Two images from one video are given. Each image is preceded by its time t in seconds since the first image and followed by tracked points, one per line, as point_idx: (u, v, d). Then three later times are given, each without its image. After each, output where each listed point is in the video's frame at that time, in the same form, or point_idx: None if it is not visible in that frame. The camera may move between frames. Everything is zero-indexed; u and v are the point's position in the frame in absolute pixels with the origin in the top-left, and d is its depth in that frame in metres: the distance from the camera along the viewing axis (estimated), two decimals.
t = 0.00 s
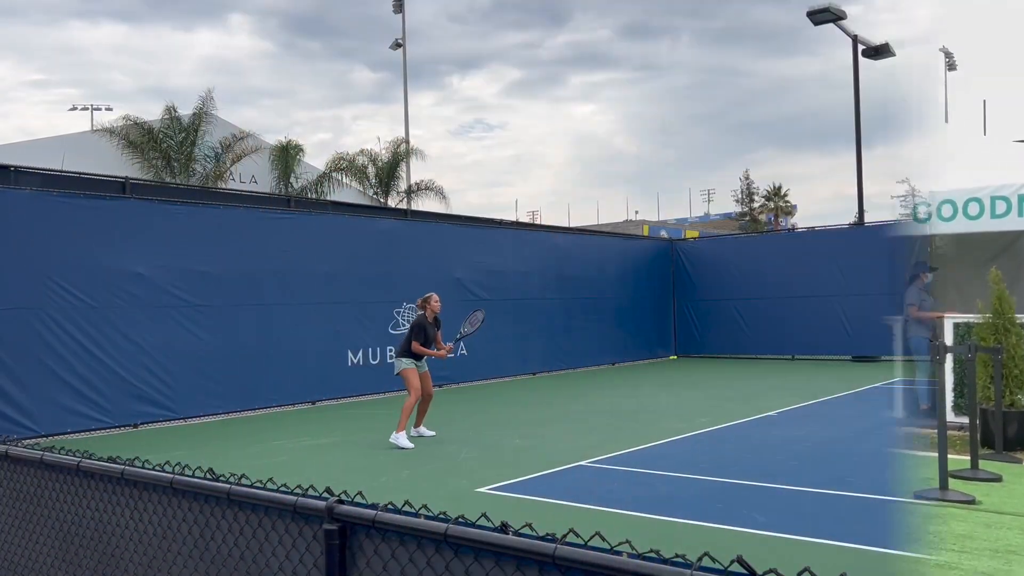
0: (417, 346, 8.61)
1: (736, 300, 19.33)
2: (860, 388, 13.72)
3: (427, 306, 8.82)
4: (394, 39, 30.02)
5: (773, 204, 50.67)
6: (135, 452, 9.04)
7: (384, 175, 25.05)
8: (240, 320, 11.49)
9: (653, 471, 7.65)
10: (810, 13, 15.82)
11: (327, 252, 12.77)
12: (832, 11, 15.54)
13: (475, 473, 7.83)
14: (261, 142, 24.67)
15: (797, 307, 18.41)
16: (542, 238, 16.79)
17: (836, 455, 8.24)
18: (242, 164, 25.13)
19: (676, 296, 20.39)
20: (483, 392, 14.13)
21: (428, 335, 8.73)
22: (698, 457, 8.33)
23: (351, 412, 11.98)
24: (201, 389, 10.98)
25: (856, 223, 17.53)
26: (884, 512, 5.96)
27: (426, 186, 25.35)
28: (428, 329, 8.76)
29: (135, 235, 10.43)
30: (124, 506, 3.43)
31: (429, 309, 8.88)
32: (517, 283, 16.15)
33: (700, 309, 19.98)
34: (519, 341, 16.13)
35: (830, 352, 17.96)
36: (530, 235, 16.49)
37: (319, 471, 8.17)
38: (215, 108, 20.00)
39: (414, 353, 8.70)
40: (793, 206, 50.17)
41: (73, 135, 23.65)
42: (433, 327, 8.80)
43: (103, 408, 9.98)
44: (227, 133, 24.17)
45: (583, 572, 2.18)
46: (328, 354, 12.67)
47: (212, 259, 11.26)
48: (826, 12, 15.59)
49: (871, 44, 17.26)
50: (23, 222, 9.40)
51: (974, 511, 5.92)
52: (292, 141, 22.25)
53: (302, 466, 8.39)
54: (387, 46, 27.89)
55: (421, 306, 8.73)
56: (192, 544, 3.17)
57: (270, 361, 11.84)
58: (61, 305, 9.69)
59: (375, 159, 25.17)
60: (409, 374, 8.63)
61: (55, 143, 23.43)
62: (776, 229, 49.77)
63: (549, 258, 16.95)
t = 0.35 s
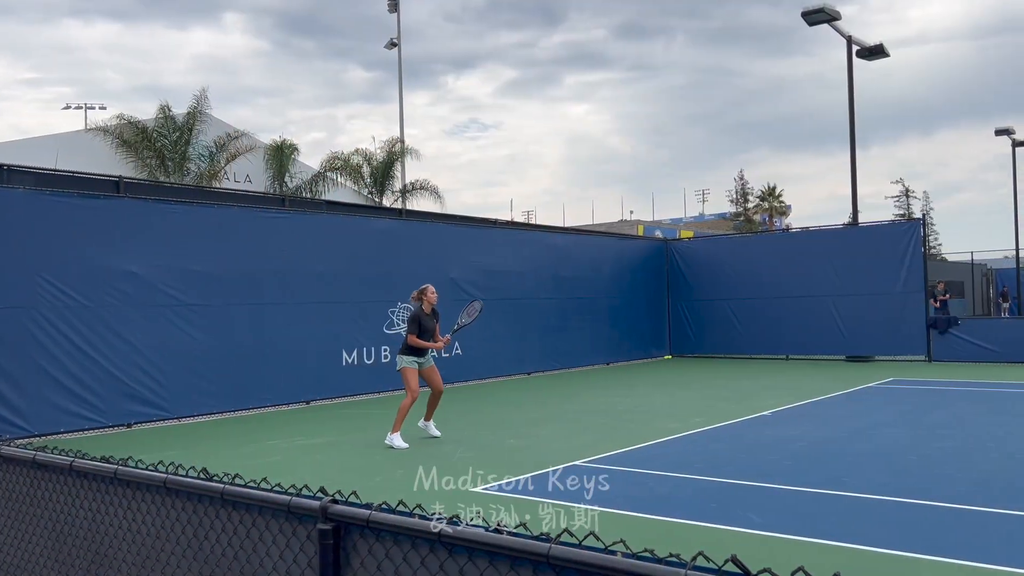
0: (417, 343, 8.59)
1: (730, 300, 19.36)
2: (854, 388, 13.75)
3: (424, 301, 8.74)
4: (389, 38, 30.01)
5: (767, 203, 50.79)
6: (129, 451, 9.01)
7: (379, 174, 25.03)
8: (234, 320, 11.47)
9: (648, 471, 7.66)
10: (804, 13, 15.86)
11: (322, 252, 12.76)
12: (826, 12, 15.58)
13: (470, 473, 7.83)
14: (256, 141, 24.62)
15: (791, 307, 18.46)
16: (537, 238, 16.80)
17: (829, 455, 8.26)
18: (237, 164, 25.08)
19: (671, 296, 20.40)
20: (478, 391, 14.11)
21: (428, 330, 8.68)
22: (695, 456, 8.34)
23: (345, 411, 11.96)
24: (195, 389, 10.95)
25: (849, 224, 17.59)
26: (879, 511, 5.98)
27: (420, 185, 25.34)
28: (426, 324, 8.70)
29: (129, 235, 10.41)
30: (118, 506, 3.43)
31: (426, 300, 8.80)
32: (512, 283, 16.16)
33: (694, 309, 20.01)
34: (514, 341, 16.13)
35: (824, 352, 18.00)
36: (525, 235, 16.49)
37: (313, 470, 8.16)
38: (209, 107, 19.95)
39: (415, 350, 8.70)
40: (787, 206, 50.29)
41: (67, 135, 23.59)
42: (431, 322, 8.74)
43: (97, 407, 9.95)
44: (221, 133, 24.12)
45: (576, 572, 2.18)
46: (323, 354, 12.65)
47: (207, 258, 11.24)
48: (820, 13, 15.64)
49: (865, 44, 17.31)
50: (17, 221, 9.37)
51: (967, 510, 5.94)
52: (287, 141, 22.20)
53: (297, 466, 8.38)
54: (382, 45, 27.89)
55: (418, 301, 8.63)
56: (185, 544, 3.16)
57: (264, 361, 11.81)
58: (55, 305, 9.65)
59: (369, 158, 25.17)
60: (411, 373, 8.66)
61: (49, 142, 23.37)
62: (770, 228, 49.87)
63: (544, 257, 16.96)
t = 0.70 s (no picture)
0: (420, 331, 8.56)
1: (717, 300, 19.45)
2: (840, 388, 13.83)
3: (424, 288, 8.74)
4: (376, 37, 29.97)
5: (755, 204, 51.08)
6: (114, 452, 8.95)
7: (366, 174, 24.98)
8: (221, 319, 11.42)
9: (637, 470, 7.67)
10: (791, 15, 15.96)
11: (309, 252, 12.72)
12: (813, 13, 15.68)
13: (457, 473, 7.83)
14: (242, 140, 24.51)
15: (777, 307, 18.55)
16: (524, 238, 16.82)
17: (815, 454, 8.31)
18: (223, 162, 24.96)
19: (658, 296, 20.48)
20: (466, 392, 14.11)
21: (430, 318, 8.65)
22: (683, 456, 8.37)
23: (333, 411, 11.93)
24: (181, 388, 10.90)
25: (835, 224, 17.69)
26: (864, 510, 6.02)
27: (408, 185, 25.31)
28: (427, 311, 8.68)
29: (114, 234, 10.34)
30: (102, 507, 3.40)
31: (426, 289, 8.80)
32: (500, 282, 16.16)
33: (682, 309, 20.08)
34: (502, 341, 16.13)
35: (810, 352, 18.11)
36: (512, 235, 16.51)
37: (300, 470, 8.13)
38: (195, 105, 19.86)
39: (420, 339, 8.66)
40: (773, 206, 50.55)
41: (50, 133, 23.42)
42: (433, 309, 8.71)
43: (81, 407, 9.87)
44: (208, 131, 23.99)
45: (564, 572, 2.18)
46: (310, 354, 12.60)
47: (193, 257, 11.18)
48: (807, 15, 15.74)
49: (851, 46, 17.44)
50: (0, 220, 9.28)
51: (953, 509, 5.99)
52: (274, 139, 22.12)
53: (284, 466, 8.35)
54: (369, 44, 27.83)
55: (417, 288, 8.64)
56: (171, 545, 3.14)
57: (251, 361, 11.75)
58: (39, 304, 9.58)
59: (357, 158, 25.13)
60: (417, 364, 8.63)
61: (32, 141, 23.19)
62: (757, 228, 50.13)
63: (532, 257, 16.98)
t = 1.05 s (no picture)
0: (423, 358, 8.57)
1: (695, 300, 19.56)
2: (816, 388, 13.96)
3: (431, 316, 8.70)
4: (355, 36, 29.85)
5: (733, 205, 51.43)
6: (89, 453, 8.85)
7: (345, 173, 24.88)
8: (198, 319, 11.32)
9: (615, 470, 7.70)
10: (769, 17, 16.09)
11: (287, 251, 12.64)
12: (790, 16, 15.83)
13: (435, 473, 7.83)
14: (220, 138, 24.28)
15: (754, 308, 18.69)
16: (504, 237, 16.82)
17: (793, 454, 8.38)
18: (200, 160, 24.73)
19: (637, 296, 20.57)
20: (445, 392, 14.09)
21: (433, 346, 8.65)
22: (661, 455, 8.42)
23: (312, 412, 11.87)
24: (157, 389, 10.79)
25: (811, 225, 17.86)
26: (842, 509, 6.07)
27: (387, 184, 25.22)
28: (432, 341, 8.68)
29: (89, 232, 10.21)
30: (76, 508, 3.36)
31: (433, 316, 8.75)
32: (479, 282, 16.16)
33: (660, 309, 20.18)
34: (481, 341, 16.12)
35: (787, 352, 18.27)
36: (491, 235, 16.51)
37: (278, 471, 8.08)
38: (172, 103, 19.67)
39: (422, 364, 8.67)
40: (751, 207, 50.97)
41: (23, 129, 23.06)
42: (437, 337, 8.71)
43: (55, 408, 9.74)
44: (184, 129, 23.74)
45: (543, 572, 2.19)
46: (288, 354, 12.52)
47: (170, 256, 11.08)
48: (785, 17, 15.88)
49: (827, 48, 17.62)
50: None
51: (929, 508, 6.05)
52: (252, 138, 21.94)
53: (262, 466, 8.30)
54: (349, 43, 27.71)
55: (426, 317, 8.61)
56: (147, 547, 3.12)
57: (228, 361, 11.66)
58: (12, 303, 9.43)
59: (335, 156, 25.03)
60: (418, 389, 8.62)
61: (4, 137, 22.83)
62: (735, 229, 50.56)
63: (511, 257, 16.99)
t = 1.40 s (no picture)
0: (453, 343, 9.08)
1: (665, 300, 19.71)
2: (783, 387, 14.13)
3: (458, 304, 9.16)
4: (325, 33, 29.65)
5: (702, 206, 51.90)
6: (51, 455, 8.69)
7: (315, 171, 24.71)
8: (164, 319, 11.17)
9: (586, 469, 7.72)
10: (738, 20, 16.27)
11: (256, 249, 12.52)
12: (759, 19, 16.01)
13: (405, 473, 7.81)
14: (187, 135, 23.98)
15: (723, 308, 18.88)
16: (475, 237, 16.81)
17: (760, 452, 8.46)
18: (167, 158, 24.40)
19: (607, 296, 20.69)
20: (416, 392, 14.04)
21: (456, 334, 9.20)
22: (630, 454, 8.47)
23: (281, 412, 11.77)
24: (123, 389, 10.63)
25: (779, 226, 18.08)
26: (810, 507, 6.14)
27: (358, 183, 25.08)
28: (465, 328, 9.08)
29: (52, 230, 10.02)
30: (39, 511, 3.30)
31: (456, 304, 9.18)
32: (450, 281, 16.12)
33: (630, 308, 20.30)
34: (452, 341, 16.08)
35: (755, 351, 18.46)
36: (463, 234, 16.49)
37: (246, 472, 8.00)
38: (138, 99, 19.38)
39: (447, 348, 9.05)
40: (719, 207, 51.52)
41: None
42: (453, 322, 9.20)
43: (17, 409, 9.55)
44: (151, 126, 23.41)
45: (513, 572, 2.19)
46: (256, 354, 12.39)
47: (135, 254, 10.91)
48: (754, 20, 16.05)
49: (795, 51, 17.85)
50: None
51: (895, 505, 6.15)
52: (220, 135, 21.69)
53: (230, 467, 8.22)
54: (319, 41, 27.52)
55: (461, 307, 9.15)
56: (112, 550, 3.07)
57: (195, 360, 11.51)
58: None
59: (305, 154, 24.87)
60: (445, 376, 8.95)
61: None
62: (704, 229, 51.09)
63: (482, 256, 16.99)
